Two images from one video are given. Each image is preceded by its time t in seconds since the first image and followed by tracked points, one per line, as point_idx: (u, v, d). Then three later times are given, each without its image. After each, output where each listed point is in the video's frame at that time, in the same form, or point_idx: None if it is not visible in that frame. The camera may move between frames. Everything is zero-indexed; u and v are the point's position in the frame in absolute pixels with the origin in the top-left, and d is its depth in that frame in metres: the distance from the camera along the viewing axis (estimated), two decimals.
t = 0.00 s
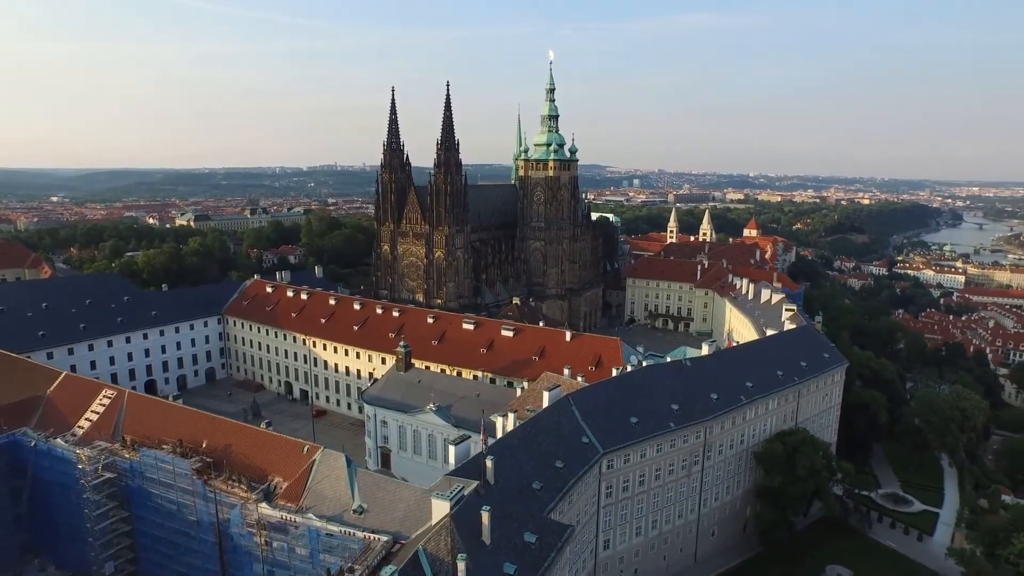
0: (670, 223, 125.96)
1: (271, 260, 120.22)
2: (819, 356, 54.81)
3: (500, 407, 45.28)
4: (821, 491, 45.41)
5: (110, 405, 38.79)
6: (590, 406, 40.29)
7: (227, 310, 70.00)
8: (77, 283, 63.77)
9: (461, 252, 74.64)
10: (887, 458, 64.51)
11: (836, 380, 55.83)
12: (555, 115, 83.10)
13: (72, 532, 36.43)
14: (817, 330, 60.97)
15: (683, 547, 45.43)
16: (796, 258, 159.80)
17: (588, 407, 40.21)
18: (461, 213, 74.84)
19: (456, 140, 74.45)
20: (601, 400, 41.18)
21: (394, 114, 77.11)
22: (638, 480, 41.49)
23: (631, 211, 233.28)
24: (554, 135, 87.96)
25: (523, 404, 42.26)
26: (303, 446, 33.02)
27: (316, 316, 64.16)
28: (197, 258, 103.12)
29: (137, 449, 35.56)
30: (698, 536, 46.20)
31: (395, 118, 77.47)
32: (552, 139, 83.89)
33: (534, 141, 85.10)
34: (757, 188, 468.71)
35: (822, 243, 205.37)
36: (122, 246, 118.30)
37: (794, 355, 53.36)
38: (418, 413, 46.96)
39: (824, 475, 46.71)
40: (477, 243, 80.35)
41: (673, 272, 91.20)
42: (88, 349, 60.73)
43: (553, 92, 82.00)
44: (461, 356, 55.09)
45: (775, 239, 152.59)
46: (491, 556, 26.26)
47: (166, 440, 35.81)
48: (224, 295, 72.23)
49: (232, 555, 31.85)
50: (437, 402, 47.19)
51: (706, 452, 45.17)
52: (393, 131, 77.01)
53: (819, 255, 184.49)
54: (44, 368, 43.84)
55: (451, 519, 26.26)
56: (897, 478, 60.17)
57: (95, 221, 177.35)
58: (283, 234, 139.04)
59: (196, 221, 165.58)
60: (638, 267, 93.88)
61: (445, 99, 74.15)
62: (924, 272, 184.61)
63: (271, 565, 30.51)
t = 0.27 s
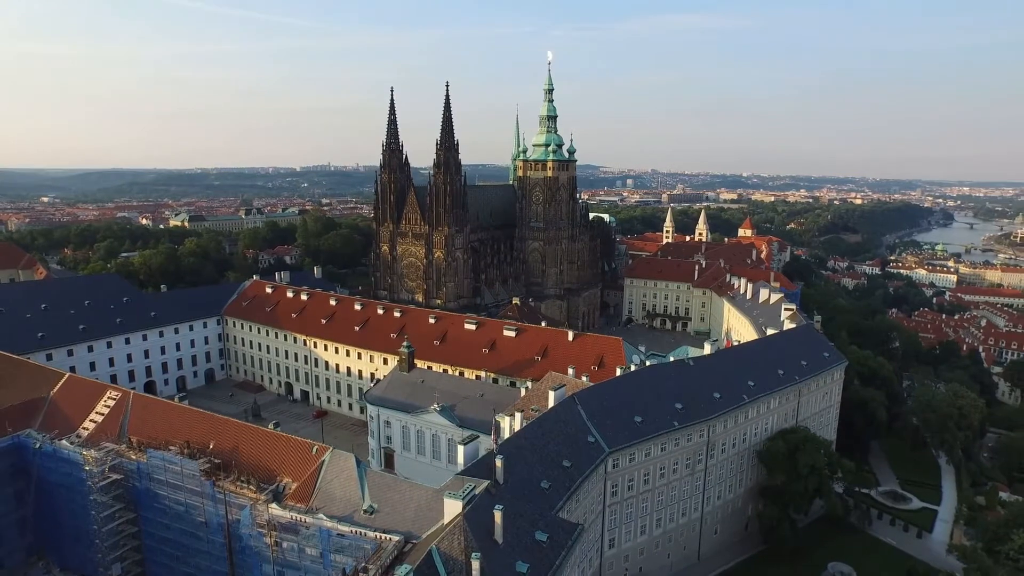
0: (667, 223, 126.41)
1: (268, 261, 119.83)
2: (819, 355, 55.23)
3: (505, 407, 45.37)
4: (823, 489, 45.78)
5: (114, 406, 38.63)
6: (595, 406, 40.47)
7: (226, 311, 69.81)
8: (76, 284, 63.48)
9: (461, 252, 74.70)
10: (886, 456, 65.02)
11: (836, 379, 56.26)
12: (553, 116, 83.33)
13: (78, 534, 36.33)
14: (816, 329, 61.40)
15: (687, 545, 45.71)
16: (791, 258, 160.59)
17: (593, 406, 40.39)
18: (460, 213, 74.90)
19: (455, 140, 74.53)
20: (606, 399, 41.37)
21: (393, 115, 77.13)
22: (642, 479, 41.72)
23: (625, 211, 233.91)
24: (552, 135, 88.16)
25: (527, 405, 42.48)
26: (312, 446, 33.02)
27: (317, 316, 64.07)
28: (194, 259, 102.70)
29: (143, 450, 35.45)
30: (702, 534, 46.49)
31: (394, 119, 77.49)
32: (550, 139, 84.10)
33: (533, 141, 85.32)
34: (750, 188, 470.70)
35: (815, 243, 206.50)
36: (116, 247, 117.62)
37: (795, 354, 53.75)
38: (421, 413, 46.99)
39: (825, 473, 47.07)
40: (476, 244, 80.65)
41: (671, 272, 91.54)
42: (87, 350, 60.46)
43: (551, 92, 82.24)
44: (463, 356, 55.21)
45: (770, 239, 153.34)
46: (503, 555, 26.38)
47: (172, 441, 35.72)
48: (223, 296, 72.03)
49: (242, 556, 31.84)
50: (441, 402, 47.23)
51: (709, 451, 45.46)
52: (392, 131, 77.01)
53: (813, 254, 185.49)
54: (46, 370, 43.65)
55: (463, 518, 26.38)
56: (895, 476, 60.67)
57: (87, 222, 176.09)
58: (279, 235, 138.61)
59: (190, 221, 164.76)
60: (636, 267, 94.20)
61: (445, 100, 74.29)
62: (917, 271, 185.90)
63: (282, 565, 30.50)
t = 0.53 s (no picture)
0: (663, 223, 126.88)
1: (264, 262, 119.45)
2: (819, 354, 55.65)
3: (509, 407, 45.48)
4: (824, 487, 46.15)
5: (119, 408, 38.50)
6: (600, 405, 40.67)
7: (225, 312, 69.62)
8: (75, 285, 63.20)
9: (461, 253, 74.78)
10: (883, 454, 65.52)
11: (836, 378, 56.71)
12: (552, 116, 83.51)
13: (83, 535, 36.23)
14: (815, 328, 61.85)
15: (690, 544, 45.97)
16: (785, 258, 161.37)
17: (598, 405, 40.59)
18: (460, 214, 74.94)
19: (454, 140, 74.60)
20: (611, 399, 41.56)
21: (392, 115, 77.14)
22: (647, 478, 41.94)
23: (620, 211, 234.37)
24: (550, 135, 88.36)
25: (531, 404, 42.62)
26: (321, 446, 33.04)
27: (317, 317, 63.99)
28: (190, 259, 102.29)
29: (150, 451, 35.36)
30: (705, 532, 46.76)
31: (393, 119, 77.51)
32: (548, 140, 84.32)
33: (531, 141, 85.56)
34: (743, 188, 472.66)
35: (809, 243, 207.46)
36: (111, 247, 116.98)
37: (795, 353, 54.14)
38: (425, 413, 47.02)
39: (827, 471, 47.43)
40: (476, 244, 80.93)
41: (668, 272, 91.87)
42: (86, 351, 60.21)
43: (549, 93, 82.45)
44: (465, 356, 55.32)
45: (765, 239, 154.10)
46: (515, 553, 26.49)
47: (179, 442, 35.64)
48: (222, 297, 71.83)
49: (251, 557, 31.84)
50: (445, 403, 47.29)
51: (712, 449, 45.73)
52: (391, 132, 77.01)
53: (806, 254, 186.49)
54: (48, 371, 43.44)
55: (476, 518, 26.48)
56: (894, 473, 61.16)
57: (79, 223, 174.97)
58: (274, 235, 138.15)
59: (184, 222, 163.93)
60: (633, 267, 94.52)
61: (444, 100, 74.42)
62: (909, 271, 187.17)
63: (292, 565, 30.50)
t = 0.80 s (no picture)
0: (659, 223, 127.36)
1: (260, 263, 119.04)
2: (818, 353, 56.08)
3: (513, 406, 45.60)
4: (826, 484, 46.52)
5: (124, 409, 38.38)
6: (605, 405, 40.87)
7: (225, 312, 69.42)
8: (73, 286, 62.88)
9: (460, 253, 74.81)
10: (881, 452, 66.05)
11: (835, 377, 57.19)
12: (550, 117, 83.71)
13: (89, 537, 36.15)
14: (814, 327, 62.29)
15: (693, 542, 46.24)
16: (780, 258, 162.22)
17: (603, 405, 40.78)
18: (459, 214, 74.92)
19: (453, 140, 74.66)
20: (615, 398, 41.76)
21: (391, 116, 77.14)
22: (651, 477, 42.18)
23: (614, 211, 234.82)
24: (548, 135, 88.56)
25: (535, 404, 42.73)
26: (330, 446, 33.09)
27: (317, 317, 63.91)
28: (186, 260, 101.86)
29: (157, 453, 35.27)
30: (707, 530, 47.04)
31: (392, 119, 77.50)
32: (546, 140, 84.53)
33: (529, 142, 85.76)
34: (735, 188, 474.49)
35: (802, 243, 208.53)
36: (105, 248, 116.28)
37: (795, 352, 54.54)
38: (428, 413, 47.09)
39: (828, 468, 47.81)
40: (475, 243, 81.11)
41: (666, 272, 92.19)
42: (86, 352, 59.95)
43: (547, 93, 82.68)
44: (467, 356, 55.42)
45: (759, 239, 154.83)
46: (527, 551, 26.63)
47: (186, 443, 35.57)
48: (220, 298, 71.61)
49: (260, 557, 31.84)
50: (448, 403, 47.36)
51: (715, 448, 46.02)
52: (390, 132, 76.99)
53: (800, 254, 187.54)
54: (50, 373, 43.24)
55: (488, 518, 26.57)
56: (892, 471, 61.69)
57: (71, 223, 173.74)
58: (270, 235, 137.70)
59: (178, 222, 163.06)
60: (631, 267, 94.83)
61: (443, 100, 74.52)
62: (902, 270, 188.49)
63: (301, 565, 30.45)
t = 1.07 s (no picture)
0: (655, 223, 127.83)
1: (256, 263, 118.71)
2: (818, 352, 56.51)
3: (517, 406, 45.74)
4: (827, 482, 46.92)
5: (128, 411, 38.28)
6: (610, 404, 41.07)
7: (224, 313, 69.24)
8: (71, 287, 62.58)
9: (460, 253, 74.90)
10: (879, 450, 66.60)
11: (834, 375, 57.65)
12: (548, 117, 83.92)
13: (95, 539, 36.06)
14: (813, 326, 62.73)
15: (696, 540, 46.53)
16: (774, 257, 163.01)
17: (608, 404, 40.99)
18: (458, 214, 74.96)
19: (452, 141, 74.70)
20: (620, 397, 41.98)
21: (390, 116, 77.10)
22: (655, 475, 42.42)
23: (609, 211, 235.39)
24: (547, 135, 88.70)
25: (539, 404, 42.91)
26: (339, 447, 33.16)
27: (317, 318, 63.86)
28: (182, 261, 101.45)
29: (163, 454, 35.23)
30: (710, 528, 47.34)
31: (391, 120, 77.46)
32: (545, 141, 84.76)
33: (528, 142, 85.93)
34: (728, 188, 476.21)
35: (796, 242, 209.63)
36: (100, 249, 115.62)
37: (795, 351, 54.92)
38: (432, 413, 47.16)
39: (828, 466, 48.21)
40: (475, 243, 81.25)
41: (663, 272, 92.56)
42: (85, 354, 59.68)
43: (546, 93, 82.88)
44: (470, 356, 55.51)
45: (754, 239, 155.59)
46: (538, 549, 26.79)
47: (193, 444, 35.56)
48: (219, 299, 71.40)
49: (269, 558, 31.67)
50: (452, 403, 47.45)
51: (717, 446, 46.32)
52: (389, 132, 76.95)
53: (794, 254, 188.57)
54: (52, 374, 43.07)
55: (499, 516, 26.70)
56: (890, 469, 62.21)
57: (64, 224, 172.65)
58: (265, 236, 137.28)
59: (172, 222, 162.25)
60: (629, 267, 95.14)
61: (443, 101, 74.58)
62: (895, 270, 189.80)
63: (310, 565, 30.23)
